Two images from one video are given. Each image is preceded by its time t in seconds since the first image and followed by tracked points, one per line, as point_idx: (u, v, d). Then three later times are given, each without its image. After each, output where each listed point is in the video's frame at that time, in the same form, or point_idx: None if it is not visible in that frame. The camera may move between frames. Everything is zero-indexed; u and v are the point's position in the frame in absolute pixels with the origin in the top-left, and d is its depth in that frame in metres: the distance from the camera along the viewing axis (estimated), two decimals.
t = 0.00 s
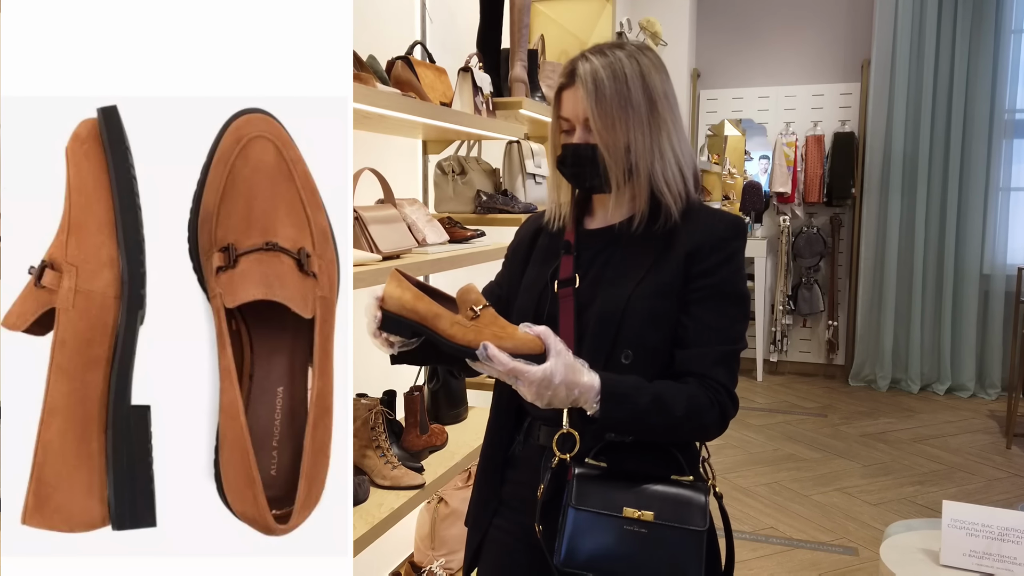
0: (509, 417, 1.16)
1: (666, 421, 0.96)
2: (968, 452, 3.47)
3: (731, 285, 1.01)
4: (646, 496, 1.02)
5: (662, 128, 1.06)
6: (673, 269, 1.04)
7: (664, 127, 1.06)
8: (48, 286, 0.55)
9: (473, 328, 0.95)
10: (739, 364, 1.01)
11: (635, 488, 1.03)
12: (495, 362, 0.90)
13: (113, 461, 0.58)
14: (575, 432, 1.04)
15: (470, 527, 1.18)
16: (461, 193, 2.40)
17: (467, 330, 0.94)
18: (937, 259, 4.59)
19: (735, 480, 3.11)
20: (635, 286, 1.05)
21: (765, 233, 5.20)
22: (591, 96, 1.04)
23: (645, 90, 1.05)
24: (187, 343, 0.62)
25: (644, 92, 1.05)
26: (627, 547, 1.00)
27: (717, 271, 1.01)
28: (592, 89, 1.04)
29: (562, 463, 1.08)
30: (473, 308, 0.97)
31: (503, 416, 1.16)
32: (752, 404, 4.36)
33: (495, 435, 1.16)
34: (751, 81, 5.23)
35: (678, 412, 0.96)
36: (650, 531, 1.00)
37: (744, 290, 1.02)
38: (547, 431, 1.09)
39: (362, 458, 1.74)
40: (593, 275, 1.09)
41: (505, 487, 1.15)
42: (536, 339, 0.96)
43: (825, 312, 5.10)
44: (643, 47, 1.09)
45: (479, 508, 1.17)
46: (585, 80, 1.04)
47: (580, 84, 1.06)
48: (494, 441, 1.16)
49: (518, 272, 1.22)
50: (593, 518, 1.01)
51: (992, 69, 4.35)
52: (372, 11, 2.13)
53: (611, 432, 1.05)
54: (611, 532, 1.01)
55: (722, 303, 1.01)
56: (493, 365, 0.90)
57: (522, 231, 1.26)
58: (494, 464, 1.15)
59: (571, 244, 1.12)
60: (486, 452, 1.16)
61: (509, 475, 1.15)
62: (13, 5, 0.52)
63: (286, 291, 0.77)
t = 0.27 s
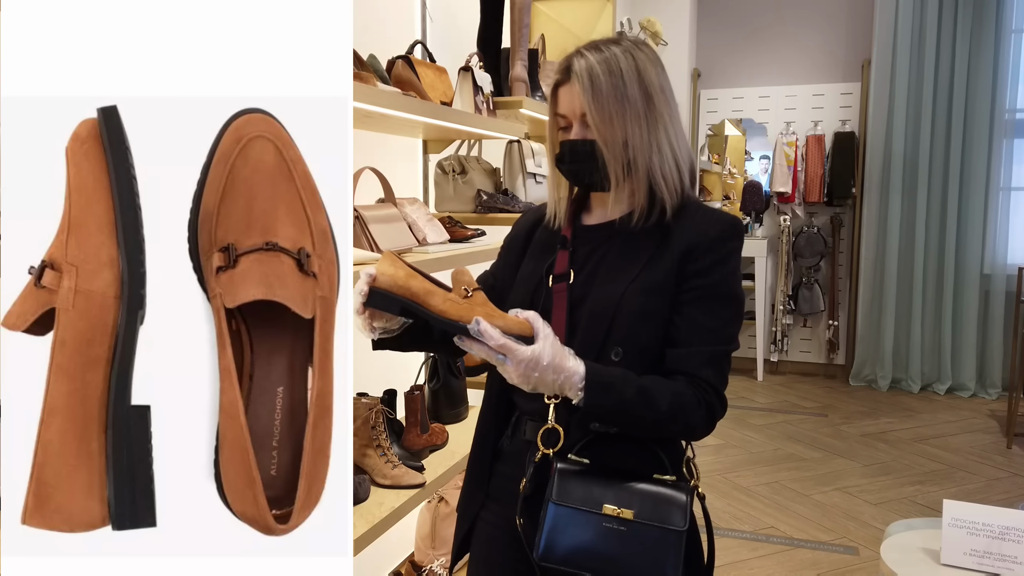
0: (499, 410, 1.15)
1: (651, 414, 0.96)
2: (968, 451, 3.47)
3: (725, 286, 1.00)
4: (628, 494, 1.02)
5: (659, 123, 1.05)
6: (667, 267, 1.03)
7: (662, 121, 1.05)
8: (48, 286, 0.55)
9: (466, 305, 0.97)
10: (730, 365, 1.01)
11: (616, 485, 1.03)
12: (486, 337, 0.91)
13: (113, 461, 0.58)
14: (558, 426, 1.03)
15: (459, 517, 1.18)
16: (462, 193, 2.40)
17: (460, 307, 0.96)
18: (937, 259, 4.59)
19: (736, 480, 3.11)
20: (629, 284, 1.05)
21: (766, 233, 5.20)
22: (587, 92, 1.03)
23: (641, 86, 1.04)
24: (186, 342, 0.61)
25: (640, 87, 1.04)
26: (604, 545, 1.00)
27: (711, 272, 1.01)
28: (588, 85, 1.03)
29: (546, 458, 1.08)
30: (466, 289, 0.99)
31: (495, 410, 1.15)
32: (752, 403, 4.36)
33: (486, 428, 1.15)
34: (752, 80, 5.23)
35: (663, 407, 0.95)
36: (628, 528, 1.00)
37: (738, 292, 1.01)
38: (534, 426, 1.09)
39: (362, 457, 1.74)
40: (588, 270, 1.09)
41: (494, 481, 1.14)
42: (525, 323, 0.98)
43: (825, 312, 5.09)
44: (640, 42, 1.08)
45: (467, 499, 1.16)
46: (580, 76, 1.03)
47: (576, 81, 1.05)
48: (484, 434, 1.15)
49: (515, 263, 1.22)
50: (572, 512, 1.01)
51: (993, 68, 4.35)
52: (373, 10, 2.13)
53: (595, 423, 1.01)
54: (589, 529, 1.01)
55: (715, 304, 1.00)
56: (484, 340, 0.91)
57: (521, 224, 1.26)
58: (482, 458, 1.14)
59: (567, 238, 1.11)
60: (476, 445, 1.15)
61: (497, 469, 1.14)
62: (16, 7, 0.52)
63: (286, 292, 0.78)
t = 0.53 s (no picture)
0: (484, 408, 1.11)
1: (616, 388, 0.96)
2: (969, 451, 3.47)
3: (711, 282, 1.00)
4: (617, 492, 1.02)
5: (646, 115, 1.04)
6: (655, 260, 1.02)
7: (648, 113, 1.04)
8: (48, 286, 0.56)
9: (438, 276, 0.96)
10: (711, 362, 1.01)
11: (605, 482, 1.02)
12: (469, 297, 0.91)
13: (113, 461, 0.58)
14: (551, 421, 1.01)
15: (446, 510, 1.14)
16: (462, 192, 2.40)
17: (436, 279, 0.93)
18: (938, 259, 4.59)
19: (736, 479, 3.11)
20: (619, 277, 1.03)
21: (766, 233, 5.20)
22: (574, 83, 1.04)
23: (630, 78, 1.04)
24: (186, 342, 0.61)
25: (629, 79, 1.04)
26: (590, 541, 1.01)
27: (699, 267, 1.00)
28: (575, 76, 1.04)
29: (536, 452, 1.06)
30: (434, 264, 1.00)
31: (480, 406, 1.11)
32: (752, 403, 4.36)
33: (471, 423, 1.11)
34: (752, 80, 5.22)
35: (629, 383, 0.96)
36: (616, 526, 1.00)
37: (725, 289, 1.00)
38: (520, 425, 1.06)
39: (363, 457, 1.74)
40: (579, 263, 1.09)
41: (483, 476, 1.12)
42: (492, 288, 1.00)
43: (826, 312, 5.09)
44: (633, 37, 1.08)
45: (454, 494, 1.13)
46: (569, 68, 1.04)
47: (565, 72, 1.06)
48: (468, 431, 1.11)
49: (506, 253, 1.22)
50: (561, 508, 1.01)
51: (994, 68, 4.34)
52: (373, 10, 2.13)
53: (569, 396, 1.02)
54: (576, 525, 1.01)
55: (701, 299, 1.00)
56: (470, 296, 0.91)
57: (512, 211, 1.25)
58: (469, 453, 1.12)
59: (557, 229, 1.12)
60: (462, 439, 1.12)
61: (486, 466, 1.12)
62: (15, 7, 0.53)
63: (286, 292, 0.79)
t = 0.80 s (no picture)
0: (476, 407, 1.11)
1: (606, 394, 0.95)
2: (970, 451, 3.47)
3: (698, 281, 0.99)
4: (602, 491, 1.00)
5: (639, 114, 1.03)
6: (641, 259, 1.02)
7: (641, 114, 1.03)
8: (48, 286, 0.56)
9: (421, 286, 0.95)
10: (699, 361, 1.00)
11: (593, 481, 1.01)
12: (448, 312, 0.91)
13: (113, 461, 0.58)
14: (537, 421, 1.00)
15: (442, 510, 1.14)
16: (463, 192, 2.40)
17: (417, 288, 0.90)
18: (939, 259, 4.58)
19: (738, 480, 3.10)
20: (606, 277, 1.02)
21: (768, 233, 5.20)
22: (567, 81, 1.02)
23: (622, 76, 1.03)
24: (186, 343, 0.61)
25: (622, 77, 1.02)
26: (577, 541, 0.99)
27: (686, 266, 0.99)
28: (569, 73, 1.02)
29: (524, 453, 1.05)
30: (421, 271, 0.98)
31: (473, 404, 1.11)
32: (754, 403, 4.36)
33: (463, 424, 1.11)
34: (754, 81, 5.21)
35: (620, 390, 0.95)
36: (602, 526, 0.99)
37: (713, 289, 1.00)
38: (510, 424, 1.05)
39: (364, 456, 1.74)
40: (567, 262, 1.08)
41: (477, 476, 1.12)
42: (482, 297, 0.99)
43: (827, 312, 5.09)
44: (626, 34, 1.06)
45: (449, 495, 1.13)
46: (562, 65, 1.03)
47: (557, 70, 1.04)
48: (461, 429, 1.11)
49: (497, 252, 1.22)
50: (547, 508, 0.99)
51: (995, 67, 4.34)
52: (374, 10, 2.13)
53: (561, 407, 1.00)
54: (563, 524, 0.99)
55: (688, 299, 0.99)
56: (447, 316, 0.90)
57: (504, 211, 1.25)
58: (463, 452, 1.11)
59: (546, 229, 1.12)
60: (455, 439, 1.12)
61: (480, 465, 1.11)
62: (16, 8, 0.53)
63: (286, 291, 0.78)
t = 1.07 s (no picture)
0: (469, 407, 1.11)
1: (607, 411, 0.91)
2: (971, 451, 3.47)
3: (687, 279, 0.95)
4: (593, 490, 0.98)
5: (633, 117, 0.98)
6: (626, 259, 0.98)
7: (635, 116, 0.99)
8: (48, 286, 0.56)
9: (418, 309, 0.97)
10: (692, 360, 0.96)
11: (583, 481, 0.99)
12: (427, 351, 0.86)
13: (113, 461, 0.58)
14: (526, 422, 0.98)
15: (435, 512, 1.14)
16: (464, 192, 2.40)
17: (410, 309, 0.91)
18: (940, 259, 4.58)
19: (738, 480, 3.10)
20: (591, 278, 0.99)
21: (769, 233, 5.20)
22: (558, 84, 0.97)
23: (614, 77, 0.98)
24: (185, 343, 0.61)
25: (614, 79, 0.97)
26: (568, 541, 0.97)
27: (675, 264, 0.96)
28: (561, 75, 0.96)
29: (515, 454, 1.04)
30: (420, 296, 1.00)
31: (466, 405, 1.11)
32: (754, 403, 4.36)
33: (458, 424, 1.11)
34: (755, 80, 5.21)
35: (619, 402, 0.90)
36: (593, 525, 0.97)
37: (703, 286, 0.96)
38: (500, 425, 1.05)
39: (365, 456, 1.74)
40: (555, 261, 1.04)
41: (471, 476, 1.11)
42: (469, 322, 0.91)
43: (827, 312, 5.08)
44: (614, 31, 1.01)
45: (443, 497, 1.12)
46: (552, 66, 0.97)
47: (548, 71, 0.98)
48: (456, 428, 1.12)
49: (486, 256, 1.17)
50: (537, 508, 0.98)
51: (996, 67, 4.34)
52: (375, 10, 2.13)
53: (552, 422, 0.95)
54: (552, 524, 0.97)
55: (680, 298, 0.95)
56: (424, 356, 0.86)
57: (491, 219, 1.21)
58: (457, 453, 1.11)
59: (533, 230, 1.07)
60: (449, 440, 1.12)
61: (474, 466, 1.11)
62: (18, 10, 0.53)
63: (286, 291, 0.77)
